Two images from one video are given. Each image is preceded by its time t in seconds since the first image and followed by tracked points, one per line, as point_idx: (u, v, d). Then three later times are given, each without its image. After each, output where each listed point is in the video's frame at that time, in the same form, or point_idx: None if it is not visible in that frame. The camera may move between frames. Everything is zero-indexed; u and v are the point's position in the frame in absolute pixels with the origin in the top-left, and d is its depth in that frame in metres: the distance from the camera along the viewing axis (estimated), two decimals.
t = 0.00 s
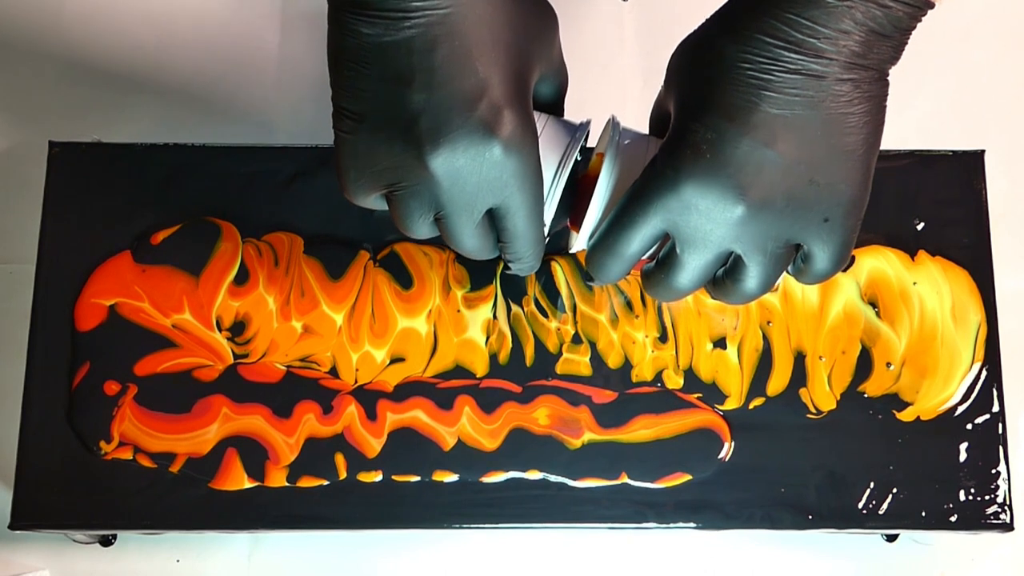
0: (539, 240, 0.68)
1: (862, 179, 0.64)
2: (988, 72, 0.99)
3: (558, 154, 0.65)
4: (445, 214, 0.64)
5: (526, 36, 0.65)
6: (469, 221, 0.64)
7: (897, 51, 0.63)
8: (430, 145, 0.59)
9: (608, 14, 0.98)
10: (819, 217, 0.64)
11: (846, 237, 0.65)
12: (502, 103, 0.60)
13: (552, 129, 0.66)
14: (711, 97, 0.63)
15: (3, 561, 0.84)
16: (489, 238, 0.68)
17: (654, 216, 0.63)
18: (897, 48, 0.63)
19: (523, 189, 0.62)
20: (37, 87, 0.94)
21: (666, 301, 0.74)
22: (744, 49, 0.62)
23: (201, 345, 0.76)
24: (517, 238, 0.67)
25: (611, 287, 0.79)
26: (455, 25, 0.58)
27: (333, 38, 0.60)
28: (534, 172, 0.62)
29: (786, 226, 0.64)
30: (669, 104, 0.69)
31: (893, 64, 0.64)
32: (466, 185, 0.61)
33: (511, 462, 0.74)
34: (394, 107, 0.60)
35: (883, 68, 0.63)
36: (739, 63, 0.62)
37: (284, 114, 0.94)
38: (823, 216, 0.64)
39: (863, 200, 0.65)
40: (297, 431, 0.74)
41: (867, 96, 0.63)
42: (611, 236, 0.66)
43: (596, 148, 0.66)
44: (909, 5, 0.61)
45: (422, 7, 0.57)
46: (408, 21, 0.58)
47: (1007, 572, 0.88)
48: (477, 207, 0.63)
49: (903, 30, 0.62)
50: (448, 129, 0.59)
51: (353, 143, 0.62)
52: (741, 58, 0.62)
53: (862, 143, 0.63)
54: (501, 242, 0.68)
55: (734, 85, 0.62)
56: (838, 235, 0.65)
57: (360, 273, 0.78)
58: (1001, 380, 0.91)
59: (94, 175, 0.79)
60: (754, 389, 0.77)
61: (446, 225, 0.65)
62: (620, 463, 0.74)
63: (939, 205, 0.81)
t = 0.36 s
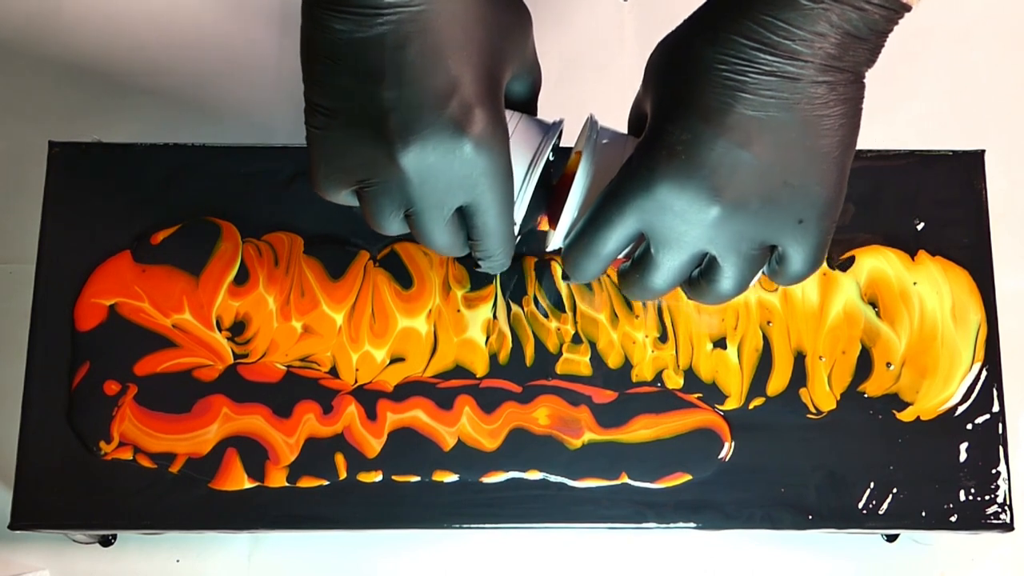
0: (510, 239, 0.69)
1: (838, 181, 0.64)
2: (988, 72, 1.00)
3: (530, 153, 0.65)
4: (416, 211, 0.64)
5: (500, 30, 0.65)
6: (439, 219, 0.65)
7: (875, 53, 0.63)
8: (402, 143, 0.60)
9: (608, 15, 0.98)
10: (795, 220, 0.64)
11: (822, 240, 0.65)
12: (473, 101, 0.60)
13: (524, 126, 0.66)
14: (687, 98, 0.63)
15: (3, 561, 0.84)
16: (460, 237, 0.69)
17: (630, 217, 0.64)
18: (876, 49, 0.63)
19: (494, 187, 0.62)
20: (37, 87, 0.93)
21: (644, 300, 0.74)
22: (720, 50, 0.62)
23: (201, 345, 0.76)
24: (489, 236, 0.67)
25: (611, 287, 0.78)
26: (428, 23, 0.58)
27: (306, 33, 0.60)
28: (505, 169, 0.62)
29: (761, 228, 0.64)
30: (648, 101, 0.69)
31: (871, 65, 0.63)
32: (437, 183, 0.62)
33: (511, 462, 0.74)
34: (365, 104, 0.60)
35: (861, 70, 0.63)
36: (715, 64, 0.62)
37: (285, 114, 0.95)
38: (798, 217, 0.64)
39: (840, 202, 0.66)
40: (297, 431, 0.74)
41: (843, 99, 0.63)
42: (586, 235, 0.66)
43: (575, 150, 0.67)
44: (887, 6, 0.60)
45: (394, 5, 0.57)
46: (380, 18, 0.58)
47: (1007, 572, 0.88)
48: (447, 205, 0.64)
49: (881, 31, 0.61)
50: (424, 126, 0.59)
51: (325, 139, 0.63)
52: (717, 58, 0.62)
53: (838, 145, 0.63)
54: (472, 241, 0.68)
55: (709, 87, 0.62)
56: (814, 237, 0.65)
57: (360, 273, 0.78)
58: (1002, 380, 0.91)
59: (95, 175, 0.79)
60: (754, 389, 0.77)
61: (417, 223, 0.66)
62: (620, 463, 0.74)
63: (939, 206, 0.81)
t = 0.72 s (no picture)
0: (480, 240, 0.68)
1: (807, 185, 0.64)
2: (989, 73, 1.00)
3: (497, 154, 0.64)
4: (383, 211, 0.64)
5: (472, 35, 0.65)
6: (407, 219, 0.64)
7: (846, 58, 0.63)
8: (369, 141, 0.59)
9: (608, 15, 0.98)
10: (764, 223, 0.63)
11: (791, 244, 0.65)
12: (441, 100, 0.60)
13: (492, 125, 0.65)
14: (658, 99, 0.62)
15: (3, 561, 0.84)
16: (429, 237, 0.68)
17: (599, 220, 0.63)
18: (848, 54, 0.62)
19: (462, 187, 0.62)
20: (36, 87, 0.93)
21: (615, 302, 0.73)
22: (690, 52, 0.62)
23: (201, 345, 0.76)
24: (457, 238, 0.66)
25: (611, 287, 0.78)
26: (397, 21, 0.59)
27: (276, 31, 0.60)
28: (473, 170, 0.62)
29: (731, 231, 0.64)
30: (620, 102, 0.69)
31: (842, 71, 0.63)
32: (404, 183, 0.61)
33: (511, 462, 0.74)
34: (334, 103, 0.60)
35: (832, 74, 0.63)
36: (686, 66, 0.62)
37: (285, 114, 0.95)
38: (767, 221, 0.63)
39: (809, 206, 0.65)
40: (297, 431, 0.74)
41: (813, 103, 0.62)
42: (556, 236, 0.65)
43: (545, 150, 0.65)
44: (858, 11, 0.60)
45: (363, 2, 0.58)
46: (349, 16, 0.58)
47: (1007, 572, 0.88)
48: (415, 205, 0.63)
49: (853, 36, 0.61)
50: (393, 125, 0.59)
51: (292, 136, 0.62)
52: (687, 60, 0.62)
53: (808, 150, 0.63)
54: (441, 242, 0.68)
55: (679, 89, 0.62)
56: (782, 241, 0.64)
57: (360, 273, 0.78)
58: (1002, 380, 0.91)
59: (95, 175, 0.79)
60: (754, 389, 0.77)
61: (384, 223, 0.65)
62: (620, 463, 0.74)
63: (939, 205, 0.81)
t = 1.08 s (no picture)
0: (450, 237, 0.68)
1: (773, 198, 0.64)
2: (989, 73, 1.00)
3: (467, 153, 0.63)
4: (351, 203, 0.64)
5: (444, 31, 0.65)
6: (376, 211, 0.64)
7: (818, 70, 0.62)
8: (337, 134, 0.59)
9: (609, 14, 0.98)
10: (729, 235, 0.63)
11: (756, 257, 0.65)
12: (409, 93, 0.60)
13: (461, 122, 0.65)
14: (626, 105, 0.62)
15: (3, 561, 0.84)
16: (399, 231, 0.68)
17: (561, 226, 0.64)
18: (821, 65, 0.62)
19: (430, 181, 0.61)
20: (35, 87, 0.93)
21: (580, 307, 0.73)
22: (660, 59, 0.61)
23: (201, 344, 0.76)
24: (425, 233, 0.66)
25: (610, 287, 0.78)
26: (365, 14, 0.59)
27: (247, 24, 0.60)
28: (441, 165, 0.61)
29: (695, 243, 0.64)
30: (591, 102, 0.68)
31: (814, 83, 0.63)
32: (372, 176, 0.61)
33: (511, 462, 0.74)
34: (303, 96, 0.60)
35: (804, 85, 0.62)
36: (655, 74, 0.61)
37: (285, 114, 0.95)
38: (731, 234, 0.63)
39: (777, 216, 0.65)
40: (297, 431, 0.74)
41: (782, 115, 0.62)
42: (519, 240, 0.66)
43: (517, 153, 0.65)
44: (831, 23, 0.58)
45: None
46: (317, 8, 0.58)
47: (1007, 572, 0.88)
48: (384, 198, 0.63)
49: (826, 48, 0.60)
50: (361, 118, 0.59)
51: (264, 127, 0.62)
52: (657, 67, 0.61)
53: (775, 160, 0.63)
54: (411, 238, 0.68)
55: (647, 96, 0.61)
56: (748, 253, 0.64)
57: (360, 273, 0.78)
58: (1001, 380, 0.91)
59: (95, 175, 0.79)
60: (754, 389, 0.77)
61: (352, 215, 0.65)
62: (620, 463, 0.74)
63: (938, 205, 0.81)
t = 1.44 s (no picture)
0: (424, 234, 0.66)
1: (733, 210, 0.62)
2: (989, 73, 1.00)
3: (442, 145, 0.63)
4: (323, 188, 0.63)
5: (424, 20, 0.65)
6: (348, 198, 0.63)
7: (786, 82, 0.59)
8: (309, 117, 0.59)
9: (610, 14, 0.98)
10: (686, 244, 0.61)
11: (713, 267, 0.63)
12: (381, 76, 0.60)
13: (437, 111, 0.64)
14: (587, 107, 0.60)
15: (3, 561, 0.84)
16: (372, 224, 0.67)
17: (514, 227, 0.62)
18: (789, 78, 0.59)
19: (402, 169, 0.60)
20: (36, 86, 0.94)
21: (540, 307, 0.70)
22: (623, 61, 0.59)
23: (201, 344, 0.76)
24: (400, 224, 0.64)
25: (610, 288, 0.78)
26: None
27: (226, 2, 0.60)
28: (415, 150, 0.60)
29: (650, 250, 0.62)
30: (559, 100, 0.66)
31: (781, 95, 0.60)
32: (343, 161, 0.60)
33: (511, 462, 0.74)
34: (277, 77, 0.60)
35: (770, 97, 0.60)
36: (617, 77, 0.59)
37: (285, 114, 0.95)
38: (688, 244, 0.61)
39: (737, 228, 0.63)
40: (297, 431, 0.74)
41: (744, 126, 0.60)
42: (474, 238, 0.63)
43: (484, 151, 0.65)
44: (797, 35, 0.56)
45: None
46: None
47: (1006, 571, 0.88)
48: (356, 184, 0.62)
49: (792, 60, 0.57)
50: (333, 99, 0.58)
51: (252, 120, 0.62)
52: (619, 70, 0.59)
53: (734, 173, 0.61)
54: (384, 231, 0.66)
55: (606, 100, 0.60)
56: (704, 264, 0.62)
57: (360, 273, 0.78)
58: (1002, 380, 0.91)
59: (95, 174, 0.79)
60: (754, 389, 0.77)
61: (325, 202, 0.64)
62: (620, 463, 0.74)
63: (938, 205, 0.81)
